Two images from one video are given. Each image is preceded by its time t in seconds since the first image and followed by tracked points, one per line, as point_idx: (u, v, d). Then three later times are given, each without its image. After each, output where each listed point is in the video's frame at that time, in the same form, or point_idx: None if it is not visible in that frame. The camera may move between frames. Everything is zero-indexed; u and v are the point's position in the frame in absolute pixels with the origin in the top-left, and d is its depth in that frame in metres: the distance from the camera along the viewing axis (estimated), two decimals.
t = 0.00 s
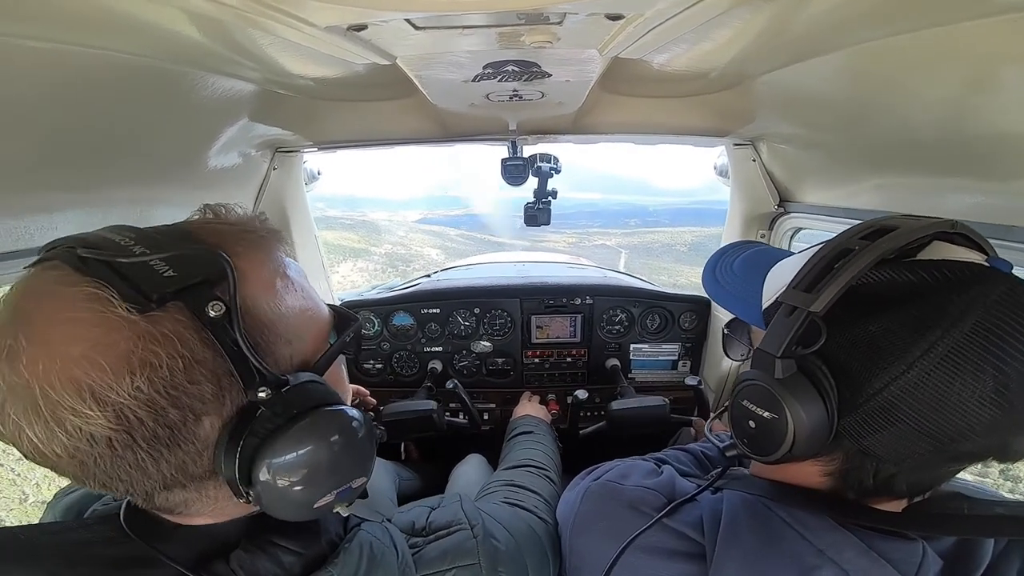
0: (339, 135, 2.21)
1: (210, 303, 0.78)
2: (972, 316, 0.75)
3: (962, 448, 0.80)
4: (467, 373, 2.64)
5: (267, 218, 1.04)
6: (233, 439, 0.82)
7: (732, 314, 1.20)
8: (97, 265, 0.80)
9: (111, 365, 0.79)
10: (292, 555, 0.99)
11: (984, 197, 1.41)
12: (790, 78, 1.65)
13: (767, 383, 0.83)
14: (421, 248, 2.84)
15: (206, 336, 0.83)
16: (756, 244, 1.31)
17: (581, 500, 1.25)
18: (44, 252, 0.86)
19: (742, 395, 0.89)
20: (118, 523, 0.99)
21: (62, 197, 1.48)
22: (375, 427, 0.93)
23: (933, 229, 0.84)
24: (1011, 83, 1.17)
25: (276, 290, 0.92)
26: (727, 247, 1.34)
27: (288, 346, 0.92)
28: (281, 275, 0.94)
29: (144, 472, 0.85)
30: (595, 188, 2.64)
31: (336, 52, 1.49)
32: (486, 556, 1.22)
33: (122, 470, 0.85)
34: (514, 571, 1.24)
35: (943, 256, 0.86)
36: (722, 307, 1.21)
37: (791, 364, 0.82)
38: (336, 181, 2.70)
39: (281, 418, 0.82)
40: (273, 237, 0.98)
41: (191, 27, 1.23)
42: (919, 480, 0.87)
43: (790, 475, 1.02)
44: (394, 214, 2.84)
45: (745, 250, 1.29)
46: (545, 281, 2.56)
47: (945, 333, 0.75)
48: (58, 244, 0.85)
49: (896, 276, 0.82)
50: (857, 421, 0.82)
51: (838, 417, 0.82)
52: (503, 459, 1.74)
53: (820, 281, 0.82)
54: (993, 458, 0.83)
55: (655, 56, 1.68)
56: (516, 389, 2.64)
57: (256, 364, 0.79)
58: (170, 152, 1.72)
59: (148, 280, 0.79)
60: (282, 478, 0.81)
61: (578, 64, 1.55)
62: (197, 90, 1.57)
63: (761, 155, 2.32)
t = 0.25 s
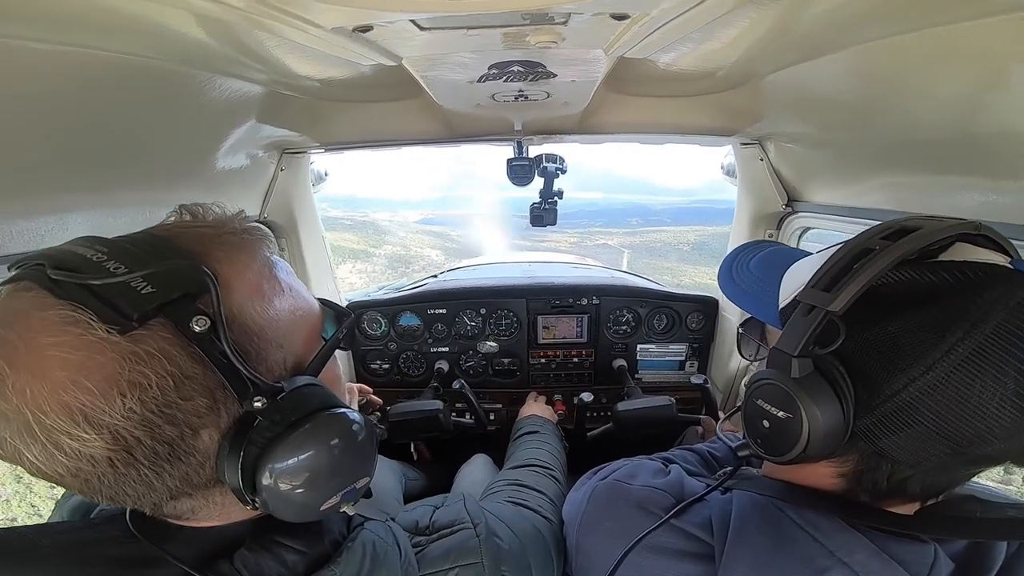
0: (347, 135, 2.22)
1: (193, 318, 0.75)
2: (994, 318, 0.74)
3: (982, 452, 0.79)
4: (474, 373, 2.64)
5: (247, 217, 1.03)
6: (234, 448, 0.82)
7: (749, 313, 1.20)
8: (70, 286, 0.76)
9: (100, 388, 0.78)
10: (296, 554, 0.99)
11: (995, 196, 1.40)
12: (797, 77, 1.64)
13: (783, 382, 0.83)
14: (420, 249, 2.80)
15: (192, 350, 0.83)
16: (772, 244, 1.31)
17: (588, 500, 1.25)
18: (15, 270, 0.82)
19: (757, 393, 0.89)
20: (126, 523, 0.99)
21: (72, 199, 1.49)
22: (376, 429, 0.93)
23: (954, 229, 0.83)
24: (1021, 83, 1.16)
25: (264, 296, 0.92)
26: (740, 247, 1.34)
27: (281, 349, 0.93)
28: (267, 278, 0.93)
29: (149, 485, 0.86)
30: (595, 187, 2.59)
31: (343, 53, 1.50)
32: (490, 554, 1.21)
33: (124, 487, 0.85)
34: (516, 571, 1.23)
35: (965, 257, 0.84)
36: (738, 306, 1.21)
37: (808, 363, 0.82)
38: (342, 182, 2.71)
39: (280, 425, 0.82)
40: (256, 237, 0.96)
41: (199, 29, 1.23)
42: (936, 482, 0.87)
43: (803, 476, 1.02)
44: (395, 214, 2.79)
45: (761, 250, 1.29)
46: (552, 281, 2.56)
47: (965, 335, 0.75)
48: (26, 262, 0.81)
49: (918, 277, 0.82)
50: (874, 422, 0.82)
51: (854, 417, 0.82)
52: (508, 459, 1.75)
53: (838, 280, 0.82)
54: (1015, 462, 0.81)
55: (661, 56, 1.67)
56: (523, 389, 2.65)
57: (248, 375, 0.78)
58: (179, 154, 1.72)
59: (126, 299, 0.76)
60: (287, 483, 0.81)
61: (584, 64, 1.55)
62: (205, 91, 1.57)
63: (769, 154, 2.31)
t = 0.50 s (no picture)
0: (350, 137, 2.22)
1: (187, 314, 0.76)
2: (990, 311, 0.73)
3: (980, 446, 0.79)
4: (478, 374, 2.64)
5: (243, 219, 1.03)
6: (227, 444, 0.83)
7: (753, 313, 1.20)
8: (66, 284, 0.77)
9: (95, 382, 0.78)
10: (297, 553, 0.99)
11: (1000, 192, 1.40)
12: (798, 75, 1.64)
13: (780, 377, 0.84)
14: (419, 250, 2.78)
15: (185, 345, 0.83)
16: (774, 242, 1.31)
17: (591, 498, 1.25)
18: (14, 273, 0.84)
19: (757, 390, 0.90)
20: (130, 525, 1.00)
21: (77, 202, 1.49)
22: (371, 427, 0.93)
23: (950, 226, 0.84)
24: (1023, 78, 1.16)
25: (257, 294, 0.92)
26: (743, 246, 1.34)
27: (274, 348, 0.93)
28: (261, 277, 0.93)
29: (143, 482, 0.86)
30: (594, 187, 2.53)
31: (345, 55, 1.50)
32: (492, 554, 1.21)
33: (118, 483, 0.85)
34: (518, 571, 1.23)
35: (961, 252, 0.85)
36: (743, 305, 1.21)
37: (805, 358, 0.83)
38: (345, 184, 2.71)
39: (273, 421, 0.82)
40: (252, 237, 0.97)
41: (201, 31, 1.23)
42: (936, 478, 0.87)
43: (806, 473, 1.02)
44: (394, 215, 2.71)
45: (763, 248, 1.28)
46: (556, 281, 2.56)
47: (960, 329, 0.74)
48: (24, 264, 0.83)
49: (913, 271, 0.82)
50: (871, 417, 0.82)
51: (851, 412, 0.82)
52: (512, 459, 1.75)
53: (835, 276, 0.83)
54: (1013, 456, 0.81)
55: (663, 55, 1.67)
56: (527, 389, 2.64)
57: (241, 371, 0.79)
58: (183, 156, 1.73)
59: (121, 295, 0.76)
60: (282, 480, 0.81)
61: (586, 63, 1.55)
62: (208, 93, 1.57)
63: (773, 153, 2.31)
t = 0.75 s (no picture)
0: (350, 136, 2.22)
1: (186, 306, 0.76)
2: (993, 311, 0.73)
3: (983, 445, 0.79)
4: (477, 373, 2.64)
5: (241, 214, 1.03)
6: (225, 438, 0.82)
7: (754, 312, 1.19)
8: (65, 276, 0.78)
9: (93, 374, 0.78)
10: (295, 549, 1.00)
11: (1002, 194, 1.40)
12: (800, 75, 1.64)
13: (783, 377, 0.84)
14: (417, 251, 2.77)
15: (184, 338, 0.83)
16: (774, 242, 1.31)
17: (593, 496, 1.25)
18: (10, 266, 0.84)
19: (759, 389, 0.90)
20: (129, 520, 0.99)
21: (78, 200, 1.49)
22: (369, 422, 0.94)
23: (955, 225, 0.83)
24: None
25: (255, 288, 0.92)
26: (745, 246, 1.34)
27: (273, 342, 0.93)
28: (259, 271, 0.93)
29: (140, 475, 0.86)
30: (594, 186, 2.53)
31: (345, 54, 1.50)
32: (490, 550, 1.21)
33: (115, 476, 0.85)
34: (516, 567, 1.23)
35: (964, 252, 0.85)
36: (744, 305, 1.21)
37: (808, 357, 0.83)
38: (345, 184, 2.72)
39: (272, 414, 0.82)
40: (248, 233, 0.97)
41: (202, 30, 1.23)
42: (939, 477, 0.86)
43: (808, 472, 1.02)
44: (393, 215, 2.70)
45: (765, 247, 1.28)
46: (556, 281, 2.56)
47: (963, 328, 0.74)
48: (22, 258, 0.83)
49: (916, 270, 0.81)
50: (874, 416, 0.82)
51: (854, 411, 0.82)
52: (512, 457, 1.74)
53: (837, 276, 0.83)
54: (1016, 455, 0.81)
55: (664, 54, 1.67)
56: (527, 388, 2.65)
57: (240, 363, 0.79)
58: (184, 154, 1.73)
59: (119, 286, 0.77)
60: (280, 474, 0.81)
61: (588, 63, 1.55)
62: (210, 92, 1.57)
63: (774, 153, 2.30)
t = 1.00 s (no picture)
0: (347, 134, 2.21)
1: (218, 322, 0.76)
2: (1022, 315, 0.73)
3: (1005, 448, 0.79)
4: (480, 372, 2.64)
5: (259, 223, 1.03)
6: (253, 453, 0.82)
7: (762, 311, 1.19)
8: (95, 292, 0.77)
9: (127, 393, 0.78)
10: (309, 559, 1.00)
11: (1004, 189, 1.40)
12: (800, 71, 1.64)
13: (803, 379, 0.83)
14: (414, 251, 2.76)
15: (214, 354, 0.83)
16: (783, 242, 1.30)
17: (598, 501, 1.25)
18: (32, 277, 0.83)
19: (775, 392, 0.89)
20: (139, 528, 1.00)
21: (77, 202, 1.49)
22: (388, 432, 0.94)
23: (972, 231, 0.82)
24: None
25: (278, 301, 0.92)
26: (752, 245, 1.34)
27: (297, 355, 0.93)
28: (281, 283, 0.94)
29: (170, 490, 0.86)
30: (593, 186, 2.50)
31: (343, 53, 1.49)
32: (501, 559, 1.22)
33: (146, 491, 0.85)
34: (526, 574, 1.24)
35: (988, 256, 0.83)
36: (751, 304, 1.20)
37: (831, 361, 0.81)
38: (344, 183, 2.71)
39: (300, 429, 0.82)
40: (268, 244, 0.97)
41: (200, 30, 1.23)
42: (957, 480, 0.87)
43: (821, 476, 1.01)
44: (389, 216, 2.69)
45: (772, 248, 1.28)
46: (556, 279, 2.56)
47: (993, 332, 0.74)
48: (45, 270, 0.82)
49: (941, 275, 0.81)
50: (897, 420, 0.82)
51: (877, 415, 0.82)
52: (515, 460, 1.75)
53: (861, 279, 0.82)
54: None
55: (663, 52, 1.67)
56: (529, 386, 2.65)
57: (268, 379, 0.79)
58: (183, 156, 1.73)
59: (150, 304, 0.76)
60: (305, 487, 0.82)
61: (586, 61, 1.55)
62: (208, 93, 1.57)
63: (773, 149, 2.30)
